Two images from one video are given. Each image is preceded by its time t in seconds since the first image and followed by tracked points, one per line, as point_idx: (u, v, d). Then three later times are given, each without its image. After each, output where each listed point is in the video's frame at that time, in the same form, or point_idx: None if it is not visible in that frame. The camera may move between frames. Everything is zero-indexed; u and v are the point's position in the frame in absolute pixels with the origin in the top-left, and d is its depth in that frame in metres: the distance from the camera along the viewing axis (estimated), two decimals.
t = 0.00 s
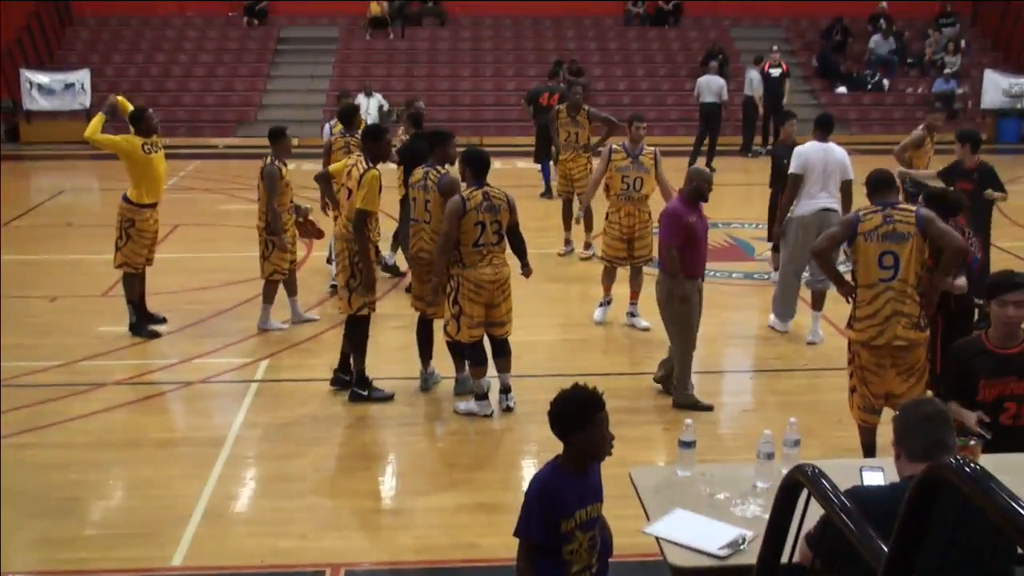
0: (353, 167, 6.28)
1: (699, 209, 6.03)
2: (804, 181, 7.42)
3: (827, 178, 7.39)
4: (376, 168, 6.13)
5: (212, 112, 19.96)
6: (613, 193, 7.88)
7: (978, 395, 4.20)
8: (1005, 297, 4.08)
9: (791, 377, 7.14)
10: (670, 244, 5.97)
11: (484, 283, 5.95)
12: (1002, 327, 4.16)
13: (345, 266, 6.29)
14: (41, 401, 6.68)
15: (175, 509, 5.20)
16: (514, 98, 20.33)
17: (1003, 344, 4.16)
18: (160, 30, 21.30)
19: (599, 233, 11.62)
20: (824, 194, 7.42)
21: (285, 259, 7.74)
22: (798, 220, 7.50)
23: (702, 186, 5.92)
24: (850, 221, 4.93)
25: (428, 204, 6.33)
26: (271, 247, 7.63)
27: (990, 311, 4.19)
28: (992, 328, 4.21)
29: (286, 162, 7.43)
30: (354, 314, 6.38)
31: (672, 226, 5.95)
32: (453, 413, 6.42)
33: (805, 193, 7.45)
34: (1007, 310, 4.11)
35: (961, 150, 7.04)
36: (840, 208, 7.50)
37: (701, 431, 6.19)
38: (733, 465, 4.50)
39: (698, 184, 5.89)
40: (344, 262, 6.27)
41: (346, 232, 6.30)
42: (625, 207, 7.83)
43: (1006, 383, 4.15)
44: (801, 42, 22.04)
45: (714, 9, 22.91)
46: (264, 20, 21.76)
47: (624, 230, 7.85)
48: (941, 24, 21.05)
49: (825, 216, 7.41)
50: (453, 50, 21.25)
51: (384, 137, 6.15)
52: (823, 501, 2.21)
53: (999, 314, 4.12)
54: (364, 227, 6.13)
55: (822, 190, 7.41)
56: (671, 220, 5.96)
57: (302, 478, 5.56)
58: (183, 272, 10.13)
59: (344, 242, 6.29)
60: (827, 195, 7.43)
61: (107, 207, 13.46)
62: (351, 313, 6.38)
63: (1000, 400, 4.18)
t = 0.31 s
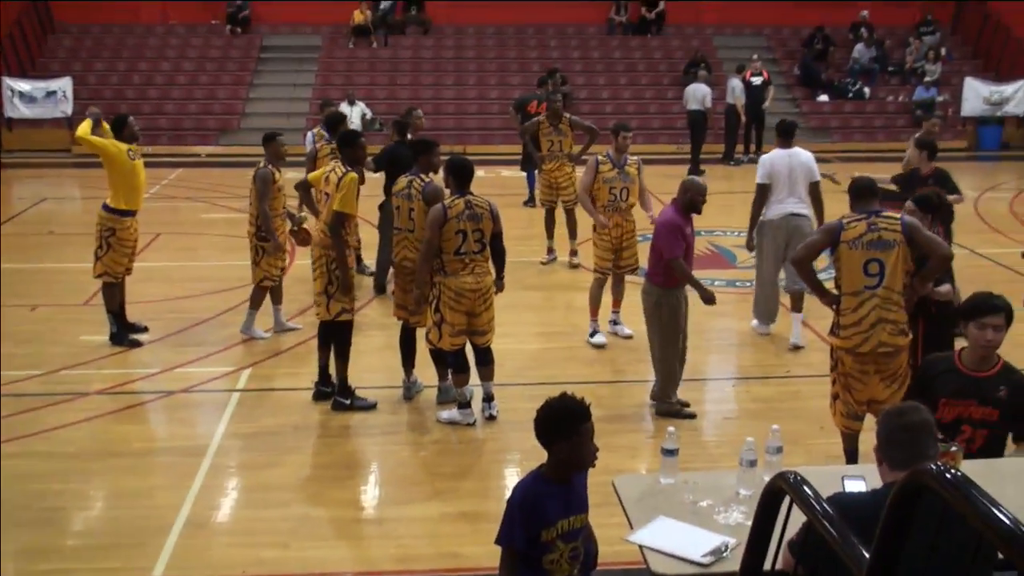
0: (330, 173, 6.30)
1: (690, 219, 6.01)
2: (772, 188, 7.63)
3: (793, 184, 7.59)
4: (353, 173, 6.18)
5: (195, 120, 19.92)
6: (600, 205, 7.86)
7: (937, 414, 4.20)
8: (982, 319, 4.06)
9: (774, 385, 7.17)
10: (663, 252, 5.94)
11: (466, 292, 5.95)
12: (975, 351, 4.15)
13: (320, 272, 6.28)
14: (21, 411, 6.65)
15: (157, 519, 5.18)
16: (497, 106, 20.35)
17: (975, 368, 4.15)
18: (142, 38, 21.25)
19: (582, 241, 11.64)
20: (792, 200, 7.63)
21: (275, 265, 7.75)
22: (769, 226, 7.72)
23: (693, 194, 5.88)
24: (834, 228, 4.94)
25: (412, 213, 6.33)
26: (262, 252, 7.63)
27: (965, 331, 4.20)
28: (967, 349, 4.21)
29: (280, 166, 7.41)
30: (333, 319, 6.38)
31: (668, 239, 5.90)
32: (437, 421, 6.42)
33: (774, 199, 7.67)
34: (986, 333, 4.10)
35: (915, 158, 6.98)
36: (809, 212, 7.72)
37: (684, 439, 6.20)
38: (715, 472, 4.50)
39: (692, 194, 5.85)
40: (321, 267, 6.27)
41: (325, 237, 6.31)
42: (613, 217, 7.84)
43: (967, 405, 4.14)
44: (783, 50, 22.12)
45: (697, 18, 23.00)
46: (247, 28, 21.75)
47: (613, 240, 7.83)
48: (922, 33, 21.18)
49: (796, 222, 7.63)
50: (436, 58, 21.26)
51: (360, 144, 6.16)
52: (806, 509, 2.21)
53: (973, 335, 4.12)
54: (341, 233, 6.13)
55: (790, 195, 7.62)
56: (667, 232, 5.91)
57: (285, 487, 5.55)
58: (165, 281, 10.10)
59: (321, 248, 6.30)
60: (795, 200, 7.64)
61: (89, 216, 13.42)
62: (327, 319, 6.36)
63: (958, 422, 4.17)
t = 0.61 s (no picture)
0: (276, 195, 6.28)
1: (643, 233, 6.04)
2: (708, 195, 7.88)
3: (728, 191, 7.82)
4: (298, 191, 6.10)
5: (143, 144, 19.77)
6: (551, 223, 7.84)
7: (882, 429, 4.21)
8: (926, 336, 4.01)
9: (729, 396, 7.21)
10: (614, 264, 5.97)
11: (418, 312, 5.94)
12: (919, 366, 4.14)
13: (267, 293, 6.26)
14: None
15: (109, 551, 5.12)
16: (447, 124, 20.36)
17: (916, 382, 4.15)
18: (88, 62, 21.09)
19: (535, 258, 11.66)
20: (728, 206, 7.84)
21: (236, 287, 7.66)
22: (709, 233, 7.91)
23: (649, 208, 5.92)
24: (784, 240, 4.96)
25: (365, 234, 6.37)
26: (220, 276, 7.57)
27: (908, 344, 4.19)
28: (911, 359, 4.19)
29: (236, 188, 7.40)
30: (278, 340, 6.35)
31: (621, 252, 5.92)
32: (393, 443, 6.40)
33: (712, 206, 7.89)
34: (932, 348, 4.04)
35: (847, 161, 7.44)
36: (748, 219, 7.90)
37: (639, 454, 6.21)
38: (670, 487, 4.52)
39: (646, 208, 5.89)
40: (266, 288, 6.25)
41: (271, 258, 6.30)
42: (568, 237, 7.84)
43: (911, 420, 4.16)
44: (730, 63, 22.31)
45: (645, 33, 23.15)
46: (195, 50, 21.65)
47: (570, 259, 7.79)
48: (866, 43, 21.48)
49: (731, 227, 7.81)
50: (385, 77, 21.25)
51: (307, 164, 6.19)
52: (759, 518, 2.21)
53: (918, 350, 4.07)
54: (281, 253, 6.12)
55: (727, 202, 7.83)
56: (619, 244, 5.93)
57: (239, 515, 5.50)
58: (116, 307, 10.01)
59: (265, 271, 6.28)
60: (731, 207, 7.83)
61: (37, 243, 13.26)
62: (273, 340, 6.32)
63: (903, 436, 4.20)
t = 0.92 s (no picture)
0: (222, 237, 6.27)
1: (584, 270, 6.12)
2: (655, 231, 7.98)
3: (673, 227, 7.94)
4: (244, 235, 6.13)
5: (88, 189, 19.60)
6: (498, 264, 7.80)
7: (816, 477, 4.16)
8: (854, 373, 4.04)
9: (682, 433, 7.23)
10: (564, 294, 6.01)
11: (373, 350, 5.90)
12: (842, 408, 4.15)
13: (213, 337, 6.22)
14: None
15: None
16: (397, 166, 20.38)
17: (842, 422, 4.15)
18: (31, 108, 20.94)
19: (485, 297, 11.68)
20: (675, 241, 7.93)
21: (193, 330, 7.61)
22: (654, 269, 7.95)
23: (586, 241, 6.03)
24: (729, 282, 4.97)
25: (319, 275, 6.28)
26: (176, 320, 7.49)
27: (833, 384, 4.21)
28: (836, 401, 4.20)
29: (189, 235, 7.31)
30: (226, 383, 6.28)
31: (571, 280, 5.94)
32: (348, 483, 6.36)
33: (658, 242, 7.96)
34: (860, 387, 4.07)
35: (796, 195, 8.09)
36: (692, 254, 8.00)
37: (595, 490, 6.21)
38: (627, 524, 4.51)
39: (582, 243, 6.04)
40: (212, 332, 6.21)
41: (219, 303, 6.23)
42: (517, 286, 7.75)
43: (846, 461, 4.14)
44: (676, 103, 22.55)
45: (592, 75, 23.39)
46: (139, 94, 21.55)
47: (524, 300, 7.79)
48: (810, 84, 21.86)
49: (678, 260, 7.90)
50: (334, 119, 21.26)
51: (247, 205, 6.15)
52: (715, 556, 2.21)
53: (845, 391, 4.08)
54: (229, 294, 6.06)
55: (673, 238, 7.93)
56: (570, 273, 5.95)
57: (192, 560, 5.42)
58: (60, 353, 9.87)
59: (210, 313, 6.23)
60: (678, 242, 7.93)
61: None
62: (220, 383, 6.25)
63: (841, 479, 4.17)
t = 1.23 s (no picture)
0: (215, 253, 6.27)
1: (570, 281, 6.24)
2: (651, 242, 8.04)
3: (669, 239, 8.03)
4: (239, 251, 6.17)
5: (86, 204, 19.60)
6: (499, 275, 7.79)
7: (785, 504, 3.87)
8: (818, 391, 3.77)
9: (680, 447, 7.22)
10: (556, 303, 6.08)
11: (379, 362, 5.89)
12: (806, 425, 3.84)
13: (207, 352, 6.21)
14: None
15: None
16: (395, 180, 20.40)
17: (806, 442, 3.84)
18: (29, 122, 20.96)
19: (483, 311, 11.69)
20: (670, 251, 8.03)
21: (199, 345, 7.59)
22: (649, 280, 8.05)
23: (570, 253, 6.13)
24: (726, 297, 5.02)
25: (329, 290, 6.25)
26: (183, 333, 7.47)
27: (796, 403, 3.91)
28: (800, 420, 3.89)
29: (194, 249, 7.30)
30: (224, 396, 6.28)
31: (570, 287, 6.01)
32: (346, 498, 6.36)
33: (653, 252, 8.03)
34: (827, 406, 3.77)
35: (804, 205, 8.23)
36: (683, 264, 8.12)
37: (594, 505, 6.20)
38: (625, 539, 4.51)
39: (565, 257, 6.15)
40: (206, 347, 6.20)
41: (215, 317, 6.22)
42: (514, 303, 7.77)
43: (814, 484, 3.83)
44: (674, 117, 22.60)
45: (590, 89, 23.45)
46: (138, 109, 21.58)
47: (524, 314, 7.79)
48: (807, 98, 22.07)
49: (673, 271, 8.01)
50: (332, 133, 21.29)
51: (241, 221, 6.17)
52: (714, 570, 2.21)
53: (811, 410, 3.78)
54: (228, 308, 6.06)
55: (668, 249, 8.02)
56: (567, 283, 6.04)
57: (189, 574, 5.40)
58: (58, 368, 9.87)
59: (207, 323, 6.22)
60: (673, 254, 8.04)
61: None
62: (218, 395, 6.25)
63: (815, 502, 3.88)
